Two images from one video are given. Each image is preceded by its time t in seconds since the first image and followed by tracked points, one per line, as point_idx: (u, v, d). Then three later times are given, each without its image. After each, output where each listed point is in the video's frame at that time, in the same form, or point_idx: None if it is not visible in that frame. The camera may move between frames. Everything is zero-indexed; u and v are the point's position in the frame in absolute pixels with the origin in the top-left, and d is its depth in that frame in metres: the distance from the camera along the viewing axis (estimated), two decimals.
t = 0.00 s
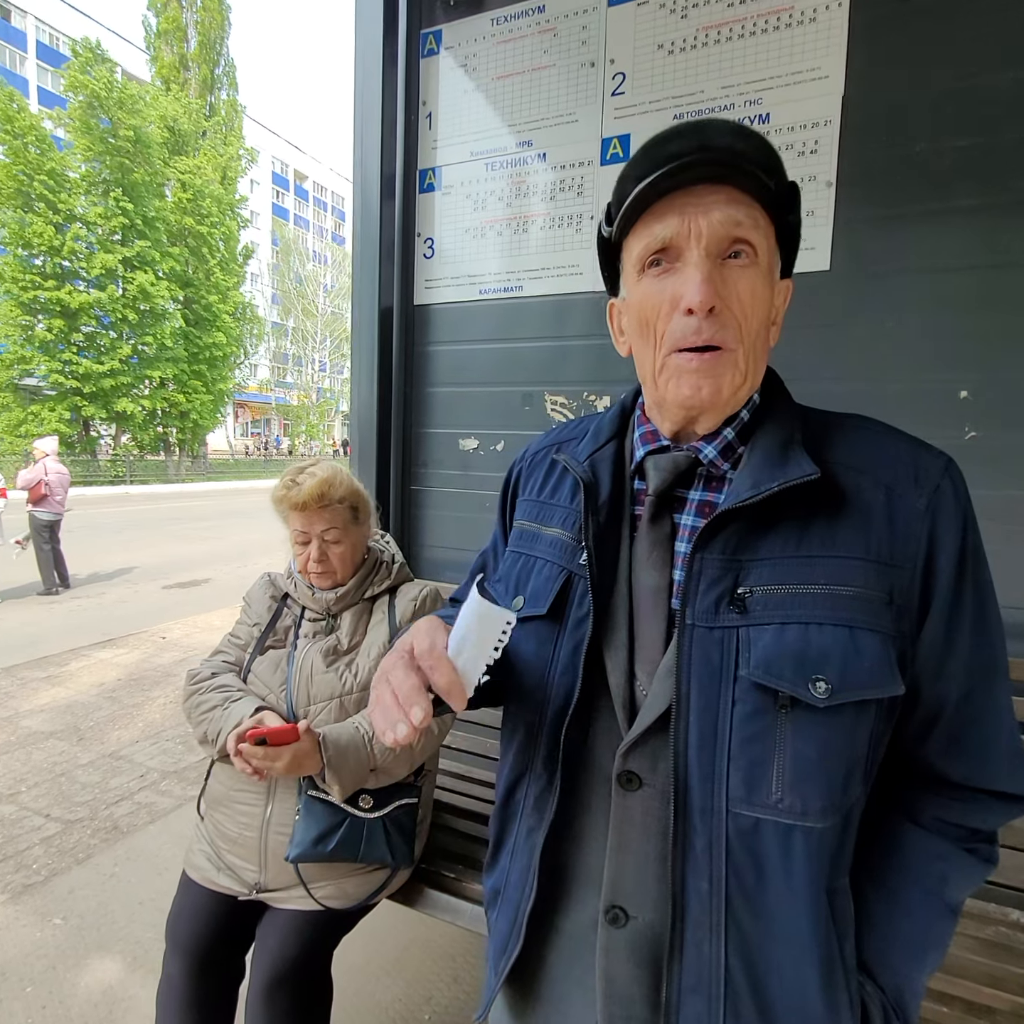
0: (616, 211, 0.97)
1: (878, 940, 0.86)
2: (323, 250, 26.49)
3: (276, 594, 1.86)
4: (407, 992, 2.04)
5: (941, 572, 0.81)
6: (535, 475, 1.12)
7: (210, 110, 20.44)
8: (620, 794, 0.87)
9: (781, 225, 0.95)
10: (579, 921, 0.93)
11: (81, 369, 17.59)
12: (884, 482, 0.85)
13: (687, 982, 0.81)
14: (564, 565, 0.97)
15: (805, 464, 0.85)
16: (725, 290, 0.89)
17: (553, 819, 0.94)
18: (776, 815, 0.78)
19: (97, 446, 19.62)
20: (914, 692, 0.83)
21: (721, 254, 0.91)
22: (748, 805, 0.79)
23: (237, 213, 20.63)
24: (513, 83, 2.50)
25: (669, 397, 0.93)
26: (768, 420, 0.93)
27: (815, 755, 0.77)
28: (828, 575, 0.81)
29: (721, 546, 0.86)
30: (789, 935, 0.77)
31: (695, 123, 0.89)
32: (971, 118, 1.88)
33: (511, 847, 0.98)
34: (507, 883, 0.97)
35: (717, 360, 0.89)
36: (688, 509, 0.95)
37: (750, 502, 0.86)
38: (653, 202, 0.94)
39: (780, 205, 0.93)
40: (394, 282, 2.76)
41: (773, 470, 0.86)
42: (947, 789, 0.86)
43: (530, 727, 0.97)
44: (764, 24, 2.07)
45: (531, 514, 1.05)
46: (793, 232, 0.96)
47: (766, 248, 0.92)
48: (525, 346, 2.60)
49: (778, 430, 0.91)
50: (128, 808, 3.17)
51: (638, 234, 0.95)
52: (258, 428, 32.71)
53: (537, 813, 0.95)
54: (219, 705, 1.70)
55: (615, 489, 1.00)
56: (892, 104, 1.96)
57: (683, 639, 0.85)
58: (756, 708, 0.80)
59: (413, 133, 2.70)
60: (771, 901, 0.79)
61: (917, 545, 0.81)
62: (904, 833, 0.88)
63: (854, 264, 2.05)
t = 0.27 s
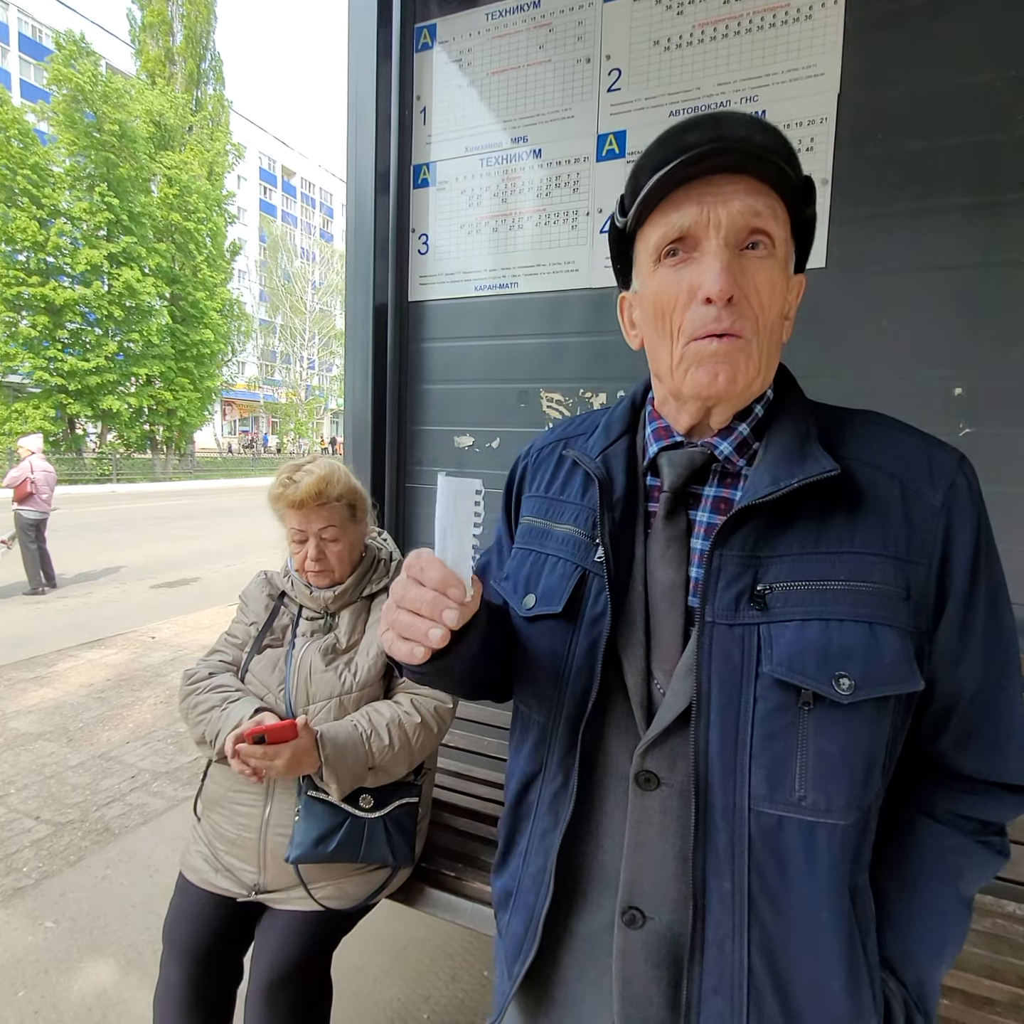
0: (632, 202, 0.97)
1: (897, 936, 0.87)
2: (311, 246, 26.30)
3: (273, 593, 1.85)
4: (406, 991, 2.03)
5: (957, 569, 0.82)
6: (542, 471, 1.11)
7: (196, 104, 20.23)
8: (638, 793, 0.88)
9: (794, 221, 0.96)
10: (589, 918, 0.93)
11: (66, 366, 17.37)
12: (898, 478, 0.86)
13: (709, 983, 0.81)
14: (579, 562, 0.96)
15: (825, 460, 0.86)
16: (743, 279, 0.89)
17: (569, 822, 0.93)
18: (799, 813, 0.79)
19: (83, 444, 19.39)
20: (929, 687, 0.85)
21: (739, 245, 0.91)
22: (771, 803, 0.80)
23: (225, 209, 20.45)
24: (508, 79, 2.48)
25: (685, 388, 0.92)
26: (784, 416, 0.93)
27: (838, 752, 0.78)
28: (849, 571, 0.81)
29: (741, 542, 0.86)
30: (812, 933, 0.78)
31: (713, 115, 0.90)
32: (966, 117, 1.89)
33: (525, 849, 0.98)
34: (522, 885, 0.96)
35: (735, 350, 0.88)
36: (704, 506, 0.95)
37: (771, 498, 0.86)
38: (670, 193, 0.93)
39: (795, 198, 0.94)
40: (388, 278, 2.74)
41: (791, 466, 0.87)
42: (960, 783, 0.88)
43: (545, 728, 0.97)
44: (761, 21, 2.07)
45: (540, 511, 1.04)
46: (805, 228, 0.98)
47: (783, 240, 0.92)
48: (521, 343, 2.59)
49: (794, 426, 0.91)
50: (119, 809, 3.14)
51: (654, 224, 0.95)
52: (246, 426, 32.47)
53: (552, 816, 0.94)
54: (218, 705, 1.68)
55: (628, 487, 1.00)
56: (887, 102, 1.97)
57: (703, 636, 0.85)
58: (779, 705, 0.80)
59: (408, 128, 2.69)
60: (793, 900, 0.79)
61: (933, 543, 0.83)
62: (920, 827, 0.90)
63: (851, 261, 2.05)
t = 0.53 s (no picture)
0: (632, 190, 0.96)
1: (910, 926, 0.87)
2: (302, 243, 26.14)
3: (267, 591, 1.83)
4: (402, 989, 2.02)
5: (962, 557, 0.82)
6: (541, 464, 1.10)
7: (185, 99, 20.05)
8: (648, 788, 0.87)
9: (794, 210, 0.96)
10: (590, 921, 0.92)
11: (53, 363, 17.19)
12: (901, 467, 0.86)
13: (723, 977, 0.81)
14: (584, 556, 0.96)
15: (830, 451, 0.86)
16: (745, 267, 0.89)
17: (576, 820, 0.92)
18: (812, 803, 0.78)
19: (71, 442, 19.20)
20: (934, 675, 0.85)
21: (740, 232, 0.91)
22: (784, 795, 0.79)
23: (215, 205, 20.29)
24: (502, 73, 2.47)
25: (686, 376, 0.91)
26: (787, 407, 0.93)
27: (849, 741, 0.78)
28: (855, 562, 0.82)
29: (749, 535, 0.86)
30: (827, 923, 0.78)
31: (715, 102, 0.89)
32: (961, 113, 1.89)
33: (531, 849, 0.96)
34: (528, 885, 0.95)
35: (738, 337, 0.88)
36: (708, 498, 0.96)
37: (777, 490, 0.86)
38: (671, 180, 0.93)
39: (795, 188, 0.93)
40: (382, 274, 2.72)
41: (797, 457, 0.87)
42: (963, 768, 0.89)
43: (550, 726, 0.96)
44: (756, 16, 2.07)
45: (542, 505, 1.03)
46: (806, 218, 0.97)
47: (784, 229, 0.92)
48: (517, 338, 2.58)
49: (797, 417, 0.91)
50: (112, 809, 3.12)
51: (654, 211, 0.94)
52: (237, 423, 32.29)
53: (559, 815, 0.93)
54: (211, 704, 1.66)
55: (632, 479, 1.00)
56: (882, 98, 1.97)
57: (712, 629, 0.84)
58: (789, 697, 0.80)
59: (401, 122, 2.67)
60: (806, 891, 0.79)
61: (938, 532, 0.83)
62: (926, 813, 0.90)
63: (846, 256, 2.05)
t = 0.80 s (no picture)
0: (618, 188, 0.97)
1: (899, 911, 0.89)
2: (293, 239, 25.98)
3: (258, 588, 1.83)
4: (395, 985, 2.03)
5: (944, 551, 0.84)
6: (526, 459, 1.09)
7: (174, 94, 19.87)
8: (639, 782, 0.88)
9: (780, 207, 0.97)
10: (581, 914, 0.93)
11: (41, 360, 17.02)
12: (886, 463, 0.87)
13: (716, 967, 0.82)
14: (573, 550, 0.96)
15: (818, 448, 0.87)
16: (728, 261, 0.89)
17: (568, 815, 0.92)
18: (803, 794, 0.80)
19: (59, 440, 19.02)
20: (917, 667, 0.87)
21: (724, 227, 0.91)
22: (775, 787, 0.80)
23: (204, 201, 20.13)
24: (494, 70, 2.46)
25: (670, 370, 0.92)
26: (774, 404, 0.94)
27: (838, 733, 0.79)
28: (843, 556, 0.83)
29: (739, 529, 0.87)
30: (817, 912, 0.80)
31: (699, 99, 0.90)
32: (949, 114, 1.91)
33: (522, 845, 0.96)
34: (520, 881, 0.95)
35: (721, 329, 0.88)
36: (697, 494, 0.97)
37: (766, 486, 0.87)
38: (656, 176, 0.93)
39: (780, 184, 0.94)
40: (374, 271, 2.71)
41: (786, 454, 0.87)
42: (945, 757, 0.91)
43: (539, 723, 0.95)
44: (747, 16, 2.08)
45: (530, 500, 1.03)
46: (792, 215, 0.98)
47: (768, 224, 0.93)
48: (509, 336, 2.59)
49: (785, 413, 0.92)
50: (102, 808, 3.10)
51: (639, 208, 0.95)
52: (227, 421, 32.09)
53: (550, 810, 0.93)
54: (201, 702, 1.66)
55: (621, 474, 1.00)
56: (872, 98, 1.98)
57: (704, 623, 0.86)
58: (780, 690, 0.81)
59: (393, 118, 2.66)
60: (798, 881, 0.80)
61: (922, 526, 0.85)
62: (911, 802, 0.92)
63: (836, 254, 2.07)
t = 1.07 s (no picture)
0: (617, 182, 0.97)
1: (884, 907, 0.89)
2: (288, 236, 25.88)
3: (254, 586, 1.82)
4: (391, 981, 2.04)
5: (931, 551, 0.85)
6: (520, 459, 1.10)
7: (169, 88, 19.75)
8: (632, 780, 0.88)
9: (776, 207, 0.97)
10: (577, 910, 0.94)
11: (34, 356, 16.91)
12: (875, 464, 0.89)
13: (707, 962, 0.83)
14: (569, 550, 0.97)
15: (811, 449, 0.88)
16: (724, 261, 0.90)
17: (564, 815, 0.93)
18: (794, 791, 0.80)
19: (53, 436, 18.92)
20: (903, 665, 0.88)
21: (721, 227, 0.92)
22: (766, 784, 0.81)
23: (199, 196, 20.02)
24: (492, 67, 2.46)
25: (664, 368, 0.93)
26: (767, 404, 0.95)
27: (828, 731, 0.80)
28: (833, 557, 0.84)
29: (733, 529, 0.88)
30: (808, 908, 0.80)
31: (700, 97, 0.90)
32: (945, 114, 1.92)
33: (516, 844, 0.97)
34: (515, 881, 0.96)
35: (715, 331, 0.90)
36: (690, 494, 0.97)
37: (759, 486, 0.88)
38: (655, 173, 0.94)
39: (778, 185, 0.94)
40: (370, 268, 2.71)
41: (779, 455, 0.89)
42: (930, 752, 0.92)
43: (534, 724, 0.96)
44: (744, 15, 2.08)
45: (526, 501, 1.04)
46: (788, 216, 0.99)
47: (765, 225, 0.93)
48: (505, 333, 2.59)
49: (778, 414, 0.93)
50: (98, 806, 3.10)
51: (638, 205, 0.95)
52: (221, 418, 31.98)
53: (548, 809, 0.94)
54: (198, 699, 1.66)
55: (616, 474, 1.01)
56: (868, 98, 1.99)
57: (697, 624, 0.86)
58: (771, 689, 0.82)
59: (390, 115, 2.65)
60: (787, 878, 0.81)
61: (909, 526, 0.86)
62: (897, 798, 0.92)
63: (832, 254, 2.07)
